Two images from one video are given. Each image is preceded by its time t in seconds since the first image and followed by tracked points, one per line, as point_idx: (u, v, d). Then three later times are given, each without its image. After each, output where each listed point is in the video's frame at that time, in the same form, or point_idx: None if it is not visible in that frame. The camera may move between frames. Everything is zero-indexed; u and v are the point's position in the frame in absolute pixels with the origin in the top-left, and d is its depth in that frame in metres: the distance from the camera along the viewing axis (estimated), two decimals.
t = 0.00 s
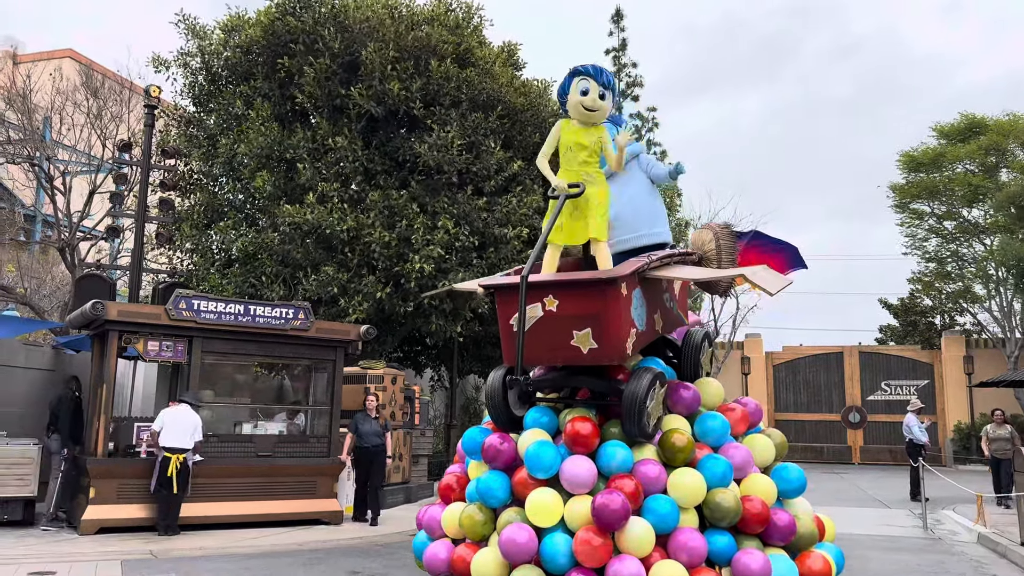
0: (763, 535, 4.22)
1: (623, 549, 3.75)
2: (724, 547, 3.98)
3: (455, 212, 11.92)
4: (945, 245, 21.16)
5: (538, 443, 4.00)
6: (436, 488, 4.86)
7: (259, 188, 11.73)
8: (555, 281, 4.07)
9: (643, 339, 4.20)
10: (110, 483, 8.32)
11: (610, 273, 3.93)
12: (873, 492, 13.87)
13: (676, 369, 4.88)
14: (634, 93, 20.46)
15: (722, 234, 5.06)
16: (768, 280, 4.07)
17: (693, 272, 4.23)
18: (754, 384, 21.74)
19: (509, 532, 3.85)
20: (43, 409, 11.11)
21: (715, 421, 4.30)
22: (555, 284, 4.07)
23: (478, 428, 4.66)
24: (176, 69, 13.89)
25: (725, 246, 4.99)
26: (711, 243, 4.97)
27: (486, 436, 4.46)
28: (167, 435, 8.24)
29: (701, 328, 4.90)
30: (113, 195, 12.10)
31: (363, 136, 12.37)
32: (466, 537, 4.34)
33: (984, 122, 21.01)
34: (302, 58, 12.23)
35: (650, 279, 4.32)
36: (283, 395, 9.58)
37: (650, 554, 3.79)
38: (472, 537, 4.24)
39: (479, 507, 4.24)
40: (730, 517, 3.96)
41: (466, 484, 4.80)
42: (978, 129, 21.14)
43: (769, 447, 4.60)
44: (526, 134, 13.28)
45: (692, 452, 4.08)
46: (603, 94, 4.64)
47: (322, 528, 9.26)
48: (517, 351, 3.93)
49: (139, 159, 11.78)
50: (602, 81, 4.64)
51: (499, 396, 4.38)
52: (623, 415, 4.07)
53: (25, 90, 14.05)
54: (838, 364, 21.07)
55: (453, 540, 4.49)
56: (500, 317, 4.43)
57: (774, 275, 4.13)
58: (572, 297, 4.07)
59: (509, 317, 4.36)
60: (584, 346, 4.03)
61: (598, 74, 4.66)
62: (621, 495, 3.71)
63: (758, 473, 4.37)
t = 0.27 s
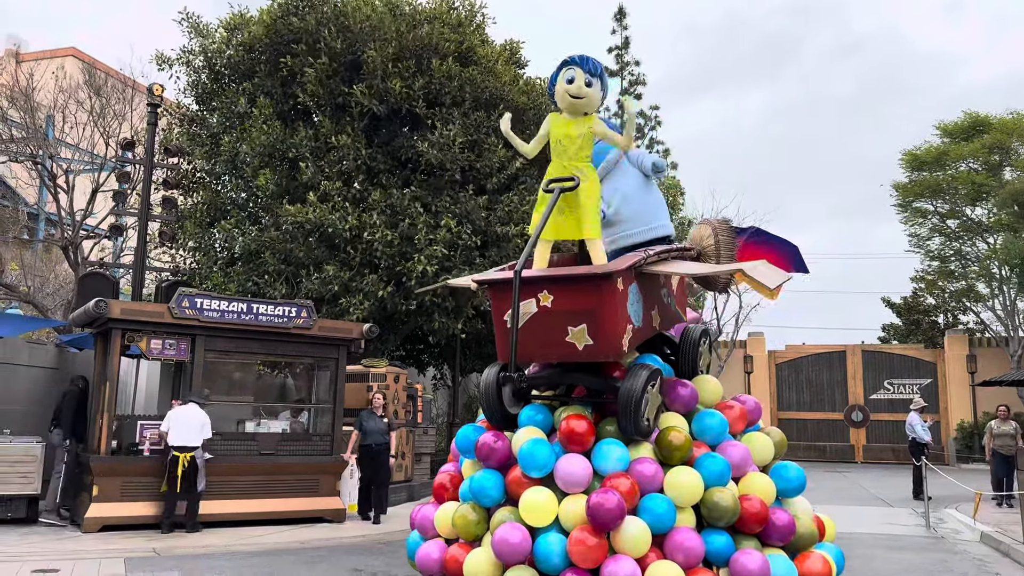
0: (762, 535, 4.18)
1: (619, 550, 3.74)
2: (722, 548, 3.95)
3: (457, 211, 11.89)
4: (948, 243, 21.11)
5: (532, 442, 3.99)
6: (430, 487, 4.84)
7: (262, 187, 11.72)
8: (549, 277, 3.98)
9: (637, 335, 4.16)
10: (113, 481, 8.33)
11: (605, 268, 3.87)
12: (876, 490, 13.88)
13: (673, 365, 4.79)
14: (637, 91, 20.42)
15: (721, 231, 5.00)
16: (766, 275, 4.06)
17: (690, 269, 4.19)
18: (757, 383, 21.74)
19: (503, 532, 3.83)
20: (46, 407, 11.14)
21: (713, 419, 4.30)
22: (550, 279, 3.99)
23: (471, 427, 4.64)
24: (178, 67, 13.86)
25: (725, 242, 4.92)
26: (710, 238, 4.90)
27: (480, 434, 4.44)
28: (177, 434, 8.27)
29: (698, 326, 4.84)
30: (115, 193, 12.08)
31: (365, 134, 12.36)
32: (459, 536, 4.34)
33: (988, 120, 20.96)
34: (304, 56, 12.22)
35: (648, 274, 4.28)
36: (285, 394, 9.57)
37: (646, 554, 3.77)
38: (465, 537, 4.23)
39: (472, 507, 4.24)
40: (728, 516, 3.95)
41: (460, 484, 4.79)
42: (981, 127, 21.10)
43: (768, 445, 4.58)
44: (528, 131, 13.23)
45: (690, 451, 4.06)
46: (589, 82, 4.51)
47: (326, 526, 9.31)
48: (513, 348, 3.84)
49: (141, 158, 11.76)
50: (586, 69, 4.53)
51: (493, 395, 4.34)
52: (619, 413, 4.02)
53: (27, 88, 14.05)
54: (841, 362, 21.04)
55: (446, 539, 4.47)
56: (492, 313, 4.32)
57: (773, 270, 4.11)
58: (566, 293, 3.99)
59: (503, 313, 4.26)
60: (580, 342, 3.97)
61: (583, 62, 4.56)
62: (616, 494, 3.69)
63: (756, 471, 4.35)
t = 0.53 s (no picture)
0: (759, 536, 3.84)
1: (611, 551, 3.45)
2: (717, 549, 3.63)
3: (459, 208, 11.91)
4: (951, 241, 21.07)
5: (523, 439, 3.70)
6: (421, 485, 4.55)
7: (265, 185, 11.72)
8: (542, 270, 3.72)
9: (633, 331, 3.88)
10: (116, 479, 8.34)
11: (600, 260, 3.62)
12: (879, 489, 13.86)
13: (672, 363, 4.54)
14: (639, 89, 20.37)
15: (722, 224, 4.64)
16: (767, 271, 3.72)
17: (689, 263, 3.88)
18: (759, 381, 21.75)
19: (493, 531, 3.58)
20: (49, 404, 11.15)
21: (710, 416, 3.96)
22: (542, 272, 3.74)
23: (463, 424, 4.36)
24: (181, 65, 13.88)
25: (726, 236, 4.59)
26: (710, 233, 4.56)
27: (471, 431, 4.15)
28: (194, 432, 8.29)
29: (698, 322, 4.57)
30: (119, 192, 12.11)
31: (368, 132, 12.38)
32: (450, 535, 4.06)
33: (991, 118, 20.93)
34: (307, 56, 12.23)
35: (643, 268, 4.01)
36: (288, 391, 9.59)
37: (638, 555, 3.49)
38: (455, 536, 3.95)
39: (462, 505, 3.95)
40: (724, 517, 3.62)
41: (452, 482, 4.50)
42: (984, 125, 21.06)
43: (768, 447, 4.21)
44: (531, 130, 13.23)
45: (686, 449, 3.75)
46: (571, 75, 4.19)
47: (328, 524, 9.28)
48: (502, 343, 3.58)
49: (145, 156, 11.77)
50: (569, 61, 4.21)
51: (485, 392, 4.05)
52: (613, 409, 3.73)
53: (31, 86, 14.09)
54: (843, 361, 21.03)
55: (437, 539, 4.18)
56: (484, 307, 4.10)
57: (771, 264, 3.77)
58: (559, 287, 3.73)
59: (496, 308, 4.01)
60: (573, 338, 3.70)
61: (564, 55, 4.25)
62: (608, 492, 3.41)
63: (755, 471, 4.03)
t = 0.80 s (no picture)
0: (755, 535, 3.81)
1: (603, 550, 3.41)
2: (713, 549, 3.60)
3: (461, 206, 11.90)
4: (952, 239, 21.04)
5: (514, 437, 3.67)
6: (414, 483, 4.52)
7: (266, 183, 11.70)
8: (533, 265, 3.67)
9: (626, 327, 3.86)
10: (119, 477, 8.35)
11: (592, 256, 3.57)
12: (880, 487, 13.86)
13: (669, 361, 4.48)
14: (641, 87, 20.34)
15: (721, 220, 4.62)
16: (764, 266, 3.75)
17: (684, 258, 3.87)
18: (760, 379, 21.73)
19: (482, 531, 3.54)
20: (51, 402, 11.16)
21: (706, 415, 3.91)
22: (534, 268, 3.68)
23: (456, 422, 4.33)
24: (182, 63, 13.86)
25: (725, 232, 4.57)
26: (708, 228, 4.56)
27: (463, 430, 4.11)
28: (211, 429, 8.42)
29: (695, 318, 4.52)
30: (120, 190, 12.08)
31: (369, 130, 12.36)
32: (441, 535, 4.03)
33: (993, 116, 20.90)
34: (309, 54, 12.22)
35: (639, 264, 4.01)
36: (289, 389, 9.60)
37: (630, 555, 3.46)
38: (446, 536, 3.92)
39: (454, 504, 3.91)
40: (719, 516, 3.58)
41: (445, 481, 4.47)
42: (986, 123, 21.04)
43: (765, 442, 4.19)
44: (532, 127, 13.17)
45: (680, 447, 3.71)
46: (564, 71, 4.16)
47: (330, 522, 9.30)
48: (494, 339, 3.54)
49: (146, 154, 11.74)
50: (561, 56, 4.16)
51: (477, 389, 3.98)
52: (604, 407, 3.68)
53: (31, 84, 14.07)
54: (844, 359, 21.02)
55: (429, 538, 4.15)
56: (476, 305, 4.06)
57: (771, 261, 3.80)
58: (552, 283, 3.68)
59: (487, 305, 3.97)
60: (565, 334, 3.68)
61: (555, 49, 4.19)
62: (600, 492, 3.38)
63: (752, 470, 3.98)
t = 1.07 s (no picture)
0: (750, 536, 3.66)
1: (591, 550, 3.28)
2: (705, 549, 3.46)
3: (462, 204, 11.96)
4: (954, 238, 21.02)
5: (503, 434, 3.54)
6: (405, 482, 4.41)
7: (266, 182, 11.73)
8: (524, 259, 3.57)
9: (621, 323, 3.70)
10: (119, 475, 8.36)
11: (583, 249, 3.45)
12: (880, 485, 13.86)
13: (666, 357, 4.30)
14: (642, 85, 20.35)
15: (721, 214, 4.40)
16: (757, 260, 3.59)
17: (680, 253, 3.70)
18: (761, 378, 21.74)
19: (469, 529, 3.39)
20: (53, 400, 11.18)
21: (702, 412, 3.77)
22: (525, 262, 3.58)
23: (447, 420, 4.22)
24: (183, 62, 13.90)
25: (725, 227, 4.34)
26: (707, 223, 4.33)
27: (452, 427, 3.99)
28: (221, 426, 8.50)
29: (693, 314, 4.31)
30: (121, 188, 12.11)
31: (370, 130, 12.39)
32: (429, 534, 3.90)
33: (994, 114, 20.89)
34: (310, 54, 12.24)
35: (634, 259, 3.86)
36: (291, 387, 9.61)
37: (620, 555, 3.33)
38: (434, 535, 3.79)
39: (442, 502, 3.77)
40: (711, 516, 3.44)
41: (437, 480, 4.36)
42: (987, 121, 21.03)
43: (762, 442, 3.98)
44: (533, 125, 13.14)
45: (673, 445, 3.57)
46: (557, 65, 4.09)
47: (331, 520, 9.29)
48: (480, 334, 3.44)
49: (148, 153, 11.77)
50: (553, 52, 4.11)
51: (468, 387, 3.94)
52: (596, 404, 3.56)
53: (33, 83, 14.12)
54: (846, 357, 21.03)
55: (420, 537, 4.05)
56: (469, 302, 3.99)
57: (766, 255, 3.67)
58: (542, 277, 3.57)
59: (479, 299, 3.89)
60: (556, 330, 3.54)
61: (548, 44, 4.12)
62: (589, 490, 3.25)
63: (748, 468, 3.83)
